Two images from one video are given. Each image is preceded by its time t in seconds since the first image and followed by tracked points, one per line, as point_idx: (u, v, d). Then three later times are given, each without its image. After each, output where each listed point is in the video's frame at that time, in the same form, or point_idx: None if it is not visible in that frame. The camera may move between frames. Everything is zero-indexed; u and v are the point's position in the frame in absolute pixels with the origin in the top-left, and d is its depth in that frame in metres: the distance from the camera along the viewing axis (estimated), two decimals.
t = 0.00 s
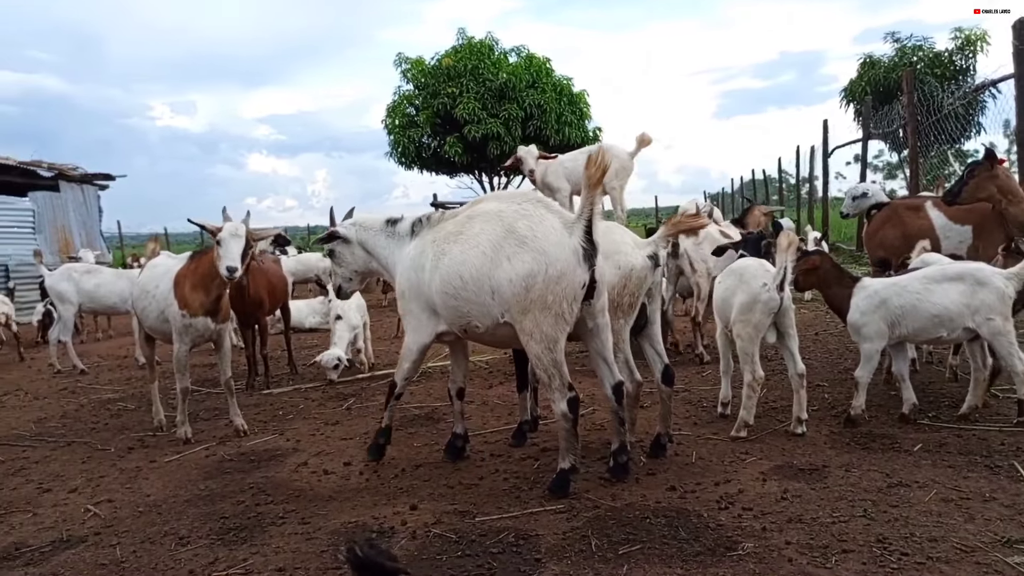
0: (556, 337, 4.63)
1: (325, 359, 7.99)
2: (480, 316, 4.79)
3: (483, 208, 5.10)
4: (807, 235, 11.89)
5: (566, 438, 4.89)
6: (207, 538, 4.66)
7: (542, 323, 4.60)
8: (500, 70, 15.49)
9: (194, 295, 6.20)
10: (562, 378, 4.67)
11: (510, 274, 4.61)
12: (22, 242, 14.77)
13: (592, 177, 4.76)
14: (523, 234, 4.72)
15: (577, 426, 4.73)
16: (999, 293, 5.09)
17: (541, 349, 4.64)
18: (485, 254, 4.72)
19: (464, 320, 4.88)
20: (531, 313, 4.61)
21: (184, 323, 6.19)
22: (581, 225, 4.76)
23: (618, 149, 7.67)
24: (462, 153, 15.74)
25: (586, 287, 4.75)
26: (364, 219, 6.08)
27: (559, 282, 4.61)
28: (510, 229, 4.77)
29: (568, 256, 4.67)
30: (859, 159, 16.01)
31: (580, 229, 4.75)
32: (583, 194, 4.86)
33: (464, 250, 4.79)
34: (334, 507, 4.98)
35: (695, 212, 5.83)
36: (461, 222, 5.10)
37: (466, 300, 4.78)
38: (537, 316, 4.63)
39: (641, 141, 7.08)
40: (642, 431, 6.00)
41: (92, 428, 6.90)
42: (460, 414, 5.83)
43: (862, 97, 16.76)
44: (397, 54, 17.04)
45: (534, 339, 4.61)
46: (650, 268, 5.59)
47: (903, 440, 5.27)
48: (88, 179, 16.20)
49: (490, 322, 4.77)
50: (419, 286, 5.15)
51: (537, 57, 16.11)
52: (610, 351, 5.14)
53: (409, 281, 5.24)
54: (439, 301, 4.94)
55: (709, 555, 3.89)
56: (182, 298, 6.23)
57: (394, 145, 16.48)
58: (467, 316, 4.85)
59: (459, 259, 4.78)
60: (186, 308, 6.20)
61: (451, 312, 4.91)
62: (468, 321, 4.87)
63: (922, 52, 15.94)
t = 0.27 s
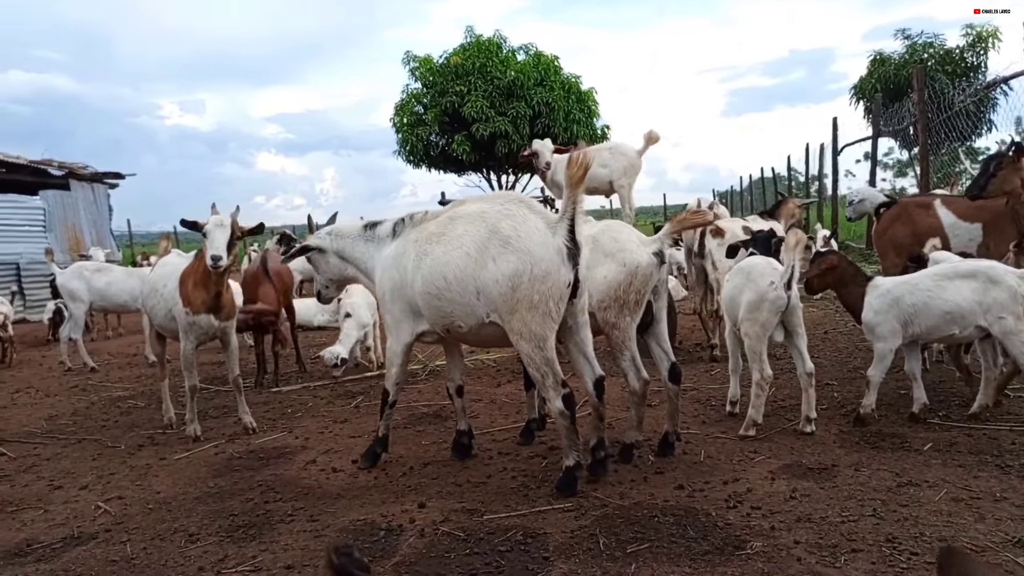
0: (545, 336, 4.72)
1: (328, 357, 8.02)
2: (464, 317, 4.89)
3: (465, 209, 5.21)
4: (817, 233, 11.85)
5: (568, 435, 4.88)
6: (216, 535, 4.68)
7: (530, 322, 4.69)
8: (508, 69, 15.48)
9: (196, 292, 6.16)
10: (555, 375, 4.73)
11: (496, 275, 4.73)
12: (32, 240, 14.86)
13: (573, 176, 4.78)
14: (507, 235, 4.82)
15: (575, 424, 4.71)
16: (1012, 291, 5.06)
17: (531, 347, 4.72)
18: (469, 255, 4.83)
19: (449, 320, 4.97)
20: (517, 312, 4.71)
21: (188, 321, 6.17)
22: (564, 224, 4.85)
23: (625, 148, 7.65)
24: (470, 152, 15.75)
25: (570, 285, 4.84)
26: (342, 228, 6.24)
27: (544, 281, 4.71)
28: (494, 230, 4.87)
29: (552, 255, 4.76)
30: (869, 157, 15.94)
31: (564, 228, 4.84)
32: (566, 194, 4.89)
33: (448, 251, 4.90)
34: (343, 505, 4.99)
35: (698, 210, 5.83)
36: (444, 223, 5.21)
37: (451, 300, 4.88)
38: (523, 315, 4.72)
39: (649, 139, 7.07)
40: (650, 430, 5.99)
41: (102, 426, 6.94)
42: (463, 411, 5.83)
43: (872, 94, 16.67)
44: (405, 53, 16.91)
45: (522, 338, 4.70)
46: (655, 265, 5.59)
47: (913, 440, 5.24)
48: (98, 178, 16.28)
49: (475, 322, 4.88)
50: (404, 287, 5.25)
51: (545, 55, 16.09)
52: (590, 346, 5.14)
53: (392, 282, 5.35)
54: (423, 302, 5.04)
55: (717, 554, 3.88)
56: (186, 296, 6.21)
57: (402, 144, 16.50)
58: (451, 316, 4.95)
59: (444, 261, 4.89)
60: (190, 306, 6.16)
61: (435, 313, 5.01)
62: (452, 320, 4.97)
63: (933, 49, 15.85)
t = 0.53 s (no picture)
0: (537, 336, 4.71)
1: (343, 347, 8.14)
2: (451, 315, 4.89)
3: (458, 210, 5.27)
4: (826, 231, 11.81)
5: (570, 436, 4.81)
6: (225, 532, 4.71)
7: (522, 321, 4.70)
8: (516, 67, 15.47)
9: (196, 291, 6.18)
10: (552, 372, 4.69)
11: (489, 274, 4.75)
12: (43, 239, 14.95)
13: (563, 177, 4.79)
14: (500, 234, 4.87)
15: (576, 422, 4.66)
16: None
17: (524, 347, 4.71)
18: (462, 254, 4.85)
19: (436, 319, 4.96)
20: (509, 311, 4.72)
21: (192, 319, 6.19)
22: (556, 227, 4.94)
23: (634, 146, 7.64)
24: (478, 150, 15.75)
25: (561, 287, 4.92)
26: (341, 223, 6.23)
27: (537, 281, 4.75)
28: (487, 230, 4.91)
29: (544, 257, 4.84)
30: (879, 155, 15.86)
31: (556, 230, 4.93)
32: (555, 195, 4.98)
33: (440, 249, 4.93)
34: (351, 503, 5.01)
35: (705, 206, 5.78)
36: (436, 222, 5.26)
37: (439, 298, 4.89)
38: (516, 315, 4.71)
39: (658, 138, 7.05)
40: (658, 429, 5.98)
41: (113, 423, 6.98)
42: (466, 409, 5.83)
43: (882, 92, 16.59)
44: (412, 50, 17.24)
45: (514, 337, 4.71)
46: (661, 264, 5.57)
47: (923, 439, 5.22)
48: (108, 177, 16.36)
49: (462, 321, 4.88)
50: (393, 286, 5.26)
51: (553, 54, 16.07)
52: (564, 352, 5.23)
53: (382, 280, 5.38)
54: (410, 300, 5.06)
55: (725, 553, 3.88)
56: (188, 296, 6.25)
57: (410, 143, 16.51)
58: (438, 314, 4.95)
59: (436, 259, 4.91)
60: (192, 305, 6.19)
61: (422, 311, 5.02)
62: (438, 319, 4.97)
63: (944, 46, 15.76)
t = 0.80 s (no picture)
0: (538, 335, 4.74)
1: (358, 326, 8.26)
2: (453, 316, 4.91)
3: (460, 210, 5.28)
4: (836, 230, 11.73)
5: (575, 433, 4.81)
6: (235, 530, 4.73)
7: (523, 320, 4.73)
8: (525, 66, 15.46)
9: (202, 290, 6.21)
10: (554, 371, 4.73)
11: (491, 274, 4.76)
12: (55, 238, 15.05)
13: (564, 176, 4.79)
14: (501, 235, 4.87)
15: (576, 418, 4.67)
16: None
17: (526, 345, 4.75)
18: (463, 256, 4.86)
19: (438, 320, 4.99)
20: (511, 311, 4.74)
21: (198, 318, 6.21)
22: (558, 225, 4.95)
23: (643, 145, 7.63)
24: (487, 149, 15.75)
25: (563, 285, 4.93)
26: (350, 231, 6.25)
27: (539, 280, 4.77)
28: (488, 231, 4.92)
29: (546, 256, 4.85)
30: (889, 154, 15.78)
31: (557, 229, 4.94)
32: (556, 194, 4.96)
33: (441, 251, 4.94)
34: (360, 501, 5.02)
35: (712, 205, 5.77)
36: (437, 223, 5.26)
37: (440, 299, 4.90)
38: (518, 314, 4.74)
39: (667, 137, 7.04)
40: (667, 428, 5.98)
41: (123, 421, 7.02)
42: (475, 407, 5.84)
43: (892, 90, 16.51)
44: (422, 52, 16.87)
45: (516, 336, 4.74)
46: (669, 262, 5.58)
47: (934, 439, 5.19)
48: (119, 176, 16.46)
49: (464, 322, 4.90)
50: (395, 287, 5.27)
51: (562, 52, 16.06)
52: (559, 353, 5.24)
53: (384, 281, 5.39)
54: (412, 301, 5.07)
55: (735, 553, 3.87)
56: (194, 295, 6.28)
57: (418, 142, 16.53)
58: (440, 315, 4.97)
59: (438, 260, 4.91)
60: (197, 304, 6.22)
61: (424, 312, 5.04)
62: (440, 320, 4.99)
63: (955, 44, 15.66)
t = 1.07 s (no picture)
0: (534, 338, 4.76)
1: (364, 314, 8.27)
2: (456, 320, 4.96)
3: (467, 212, 5.29)
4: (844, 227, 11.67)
5: (550, 434, 4.85)
6: (244, 528, 4.75)
7: (521, 324, 4.75)
8: (533, 65, 15.44)
9: (207, 289, 6.23)
10: (544, 372, 4.73)
11: (492, 278, 4.78)
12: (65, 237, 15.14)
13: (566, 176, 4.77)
14: (505, 239, 4.89)
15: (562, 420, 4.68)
16: None
17: (521, 347, 4.76)
18: (466, 260, 4.89)
19: (443, 323, 5.04)
20: (510, 314, 4.77)
21: (203, 317, 6.24)
22: (562, 229, 4.93)
23: (652, 144, 7.61)
24: (495, 148, 15.75)
25: (566, 289, 4.92)
26: (359, 229, 6.28)
27: (540, 285, 4.78)
28: (492, 234, 4.94)
29: (549, 260, 4.85)
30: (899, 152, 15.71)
31: (561, 233, 4.93)
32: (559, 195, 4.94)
33: (446, 255, 4.98)
34: (368, 500, 5.04)
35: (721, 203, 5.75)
36: (444, 225, 5.28)
37: (444, 303, 4.95)
38: (517, 317, 4.77)
39: (676, 136, 7.02)
40: (675, 428, 5.96)
41: (133, 419, 7.06)
42: (482, 406, 5.84)
43: (902, 88, 16.43)
44: (430, 49, 17.00)
45: (513, 339, 4.76)
46: (676, 261, 5.56)
47: (944, 439, 5.16)
48: (128, 175, 16.55)
49: (466, 324, 4.94)
50: (401, 288, 5.32)
51: (570, 51, 16.03)
52: (562, 355, 5.24)
53: (392, 281, 5.44)
54: (418, 303, 5.13)
55: (743, 553, 3.87)
56: (200, 294, 6.31)
57: (426, 141, 16.54)
58: (444, 318, 5.02)
59: (442, 264, 4.95)
60: (203, 303, 6.25)
61: (429, 315, 5.09)
62: (444, 322, 5.04)
63: (966, 42, 15.57)
